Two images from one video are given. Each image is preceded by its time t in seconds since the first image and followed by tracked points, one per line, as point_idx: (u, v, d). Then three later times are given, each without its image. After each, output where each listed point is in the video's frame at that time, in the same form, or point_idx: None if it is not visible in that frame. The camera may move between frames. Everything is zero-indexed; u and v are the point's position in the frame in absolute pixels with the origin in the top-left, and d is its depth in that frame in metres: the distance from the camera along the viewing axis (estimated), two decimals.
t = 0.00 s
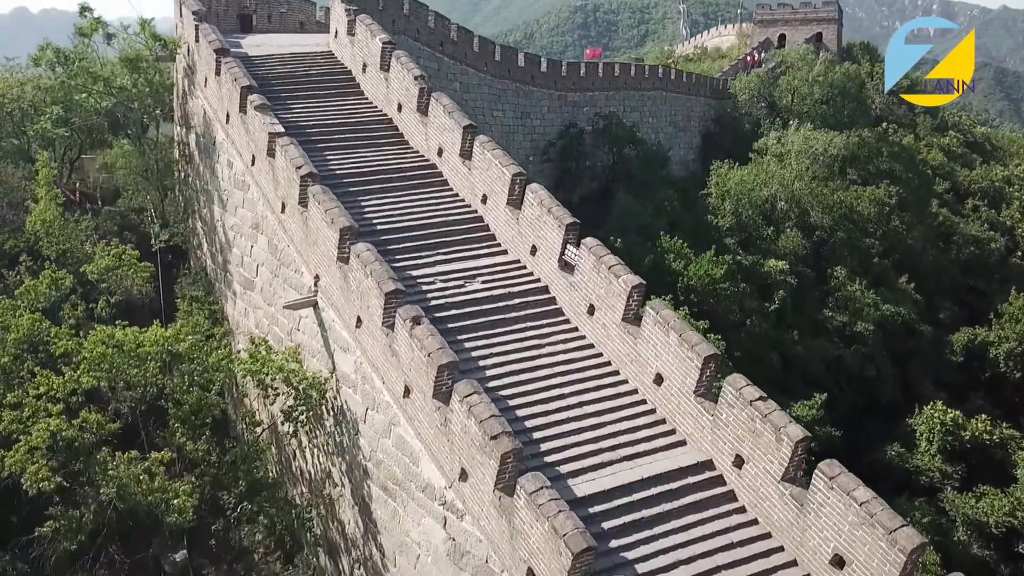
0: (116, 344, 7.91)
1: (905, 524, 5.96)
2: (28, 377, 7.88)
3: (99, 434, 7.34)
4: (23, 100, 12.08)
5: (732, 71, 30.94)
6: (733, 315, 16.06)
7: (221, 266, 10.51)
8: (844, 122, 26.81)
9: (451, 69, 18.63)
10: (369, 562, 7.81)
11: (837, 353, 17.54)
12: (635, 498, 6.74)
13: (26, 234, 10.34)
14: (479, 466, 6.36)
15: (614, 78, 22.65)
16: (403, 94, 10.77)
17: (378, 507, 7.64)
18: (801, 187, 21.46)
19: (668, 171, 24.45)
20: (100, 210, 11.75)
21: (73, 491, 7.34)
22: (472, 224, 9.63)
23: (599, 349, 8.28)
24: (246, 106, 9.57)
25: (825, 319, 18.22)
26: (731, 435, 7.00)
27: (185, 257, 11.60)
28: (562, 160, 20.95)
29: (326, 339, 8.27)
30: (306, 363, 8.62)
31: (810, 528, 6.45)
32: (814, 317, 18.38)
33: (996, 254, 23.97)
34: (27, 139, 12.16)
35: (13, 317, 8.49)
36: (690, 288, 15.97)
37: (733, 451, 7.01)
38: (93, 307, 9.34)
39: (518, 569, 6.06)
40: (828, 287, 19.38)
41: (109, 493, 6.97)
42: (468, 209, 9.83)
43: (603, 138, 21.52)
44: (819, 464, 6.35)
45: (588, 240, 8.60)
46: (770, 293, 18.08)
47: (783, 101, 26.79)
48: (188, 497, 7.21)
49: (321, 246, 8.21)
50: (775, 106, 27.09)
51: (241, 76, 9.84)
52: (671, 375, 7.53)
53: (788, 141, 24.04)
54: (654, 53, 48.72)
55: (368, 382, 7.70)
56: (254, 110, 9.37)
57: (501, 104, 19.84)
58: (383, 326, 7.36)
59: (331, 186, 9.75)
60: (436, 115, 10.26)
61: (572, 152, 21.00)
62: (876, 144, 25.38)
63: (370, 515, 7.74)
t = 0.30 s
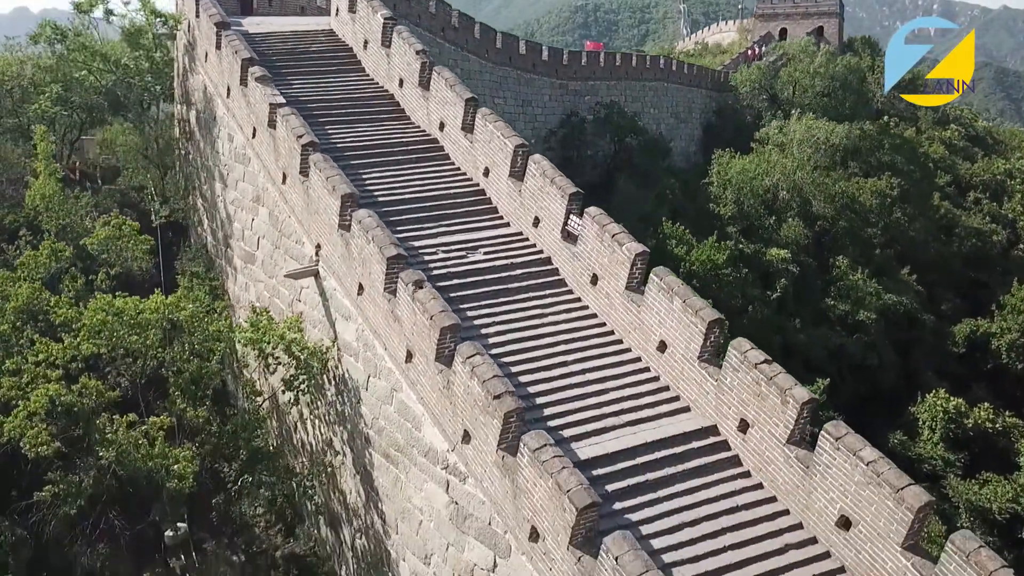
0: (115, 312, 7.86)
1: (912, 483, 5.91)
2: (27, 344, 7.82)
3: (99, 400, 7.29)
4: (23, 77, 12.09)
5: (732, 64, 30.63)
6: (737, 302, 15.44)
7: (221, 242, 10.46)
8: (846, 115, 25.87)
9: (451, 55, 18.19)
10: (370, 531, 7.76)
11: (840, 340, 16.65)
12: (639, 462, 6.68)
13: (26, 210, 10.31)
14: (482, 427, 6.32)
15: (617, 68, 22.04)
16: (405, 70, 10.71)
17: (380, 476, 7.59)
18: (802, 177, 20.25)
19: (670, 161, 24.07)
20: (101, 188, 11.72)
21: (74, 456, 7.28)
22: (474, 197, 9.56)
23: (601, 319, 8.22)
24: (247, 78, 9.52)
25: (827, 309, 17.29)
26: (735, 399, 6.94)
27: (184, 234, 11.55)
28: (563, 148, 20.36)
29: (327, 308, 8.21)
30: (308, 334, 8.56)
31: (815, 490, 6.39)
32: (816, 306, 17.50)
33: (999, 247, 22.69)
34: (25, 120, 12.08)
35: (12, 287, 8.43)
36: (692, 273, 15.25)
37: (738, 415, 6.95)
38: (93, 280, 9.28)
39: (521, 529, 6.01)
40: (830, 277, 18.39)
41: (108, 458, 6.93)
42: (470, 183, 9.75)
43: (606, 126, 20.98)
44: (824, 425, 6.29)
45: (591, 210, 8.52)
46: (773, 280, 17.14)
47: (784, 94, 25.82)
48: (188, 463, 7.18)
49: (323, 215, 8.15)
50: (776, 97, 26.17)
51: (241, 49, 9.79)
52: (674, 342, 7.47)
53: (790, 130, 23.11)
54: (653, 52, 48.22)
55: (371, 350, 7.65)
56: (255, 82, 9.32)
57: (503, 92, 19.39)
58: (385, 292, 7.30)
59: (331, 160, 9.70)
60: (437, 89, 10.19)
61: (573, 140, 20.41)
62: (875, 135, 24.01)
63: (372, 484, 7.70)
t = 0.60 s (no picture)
0: (116, 274, 7.79)
1: (919, 436, 5.85)
2: (25, 307, 7.73)
3: (99, 361, 7.22)
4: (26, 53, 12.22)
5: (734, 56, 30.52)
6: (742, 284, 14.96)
7: (222, 214, 10.41)
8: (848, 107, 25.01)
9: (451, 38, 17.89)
10: (372, 495, 7.71)
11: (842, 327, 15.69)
12: (644, 419, 6.62)
13: (26, 180, 10.26)
14: (486, 381, 6.27)
15: (619, 56, 21.71)
16: (406, 42, 10.64)
17: (382, 438, 7.55)
18: (806, 162, 18.88)
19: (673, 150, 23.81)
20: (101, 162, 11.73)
21: (73, 417, 7.25)
22: (476, 165, 9.48)
23: (604, 283, 8.15)
24: (248, 46, 9.46)
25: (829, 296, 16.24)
26: (740, 358, 6.89)
27: (184, 208, 11.50)
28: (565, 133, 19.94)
29: (329, 273, 8.16)
30: (309, 299, 8.51)
31: (822, 447, 6.33)
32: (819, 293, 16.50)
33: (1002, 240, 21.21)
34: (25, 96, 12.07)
35: (11, 251, 8.34)
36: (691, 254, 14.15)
37: (743, 373, 6.89)
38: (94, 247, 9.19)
39: (525, 482, 5.97)
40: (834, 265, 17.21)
41: (108, 416, 6.89)
42: (472, 152, 9.67)
43: (607, 113, 20.76)
44: (831, 379, 6.23)
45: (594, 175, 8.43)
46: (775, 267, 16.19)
47: (786, 85, 25.24)
48: (189, 424, 7.19)
49: (324, 178, 8.10)
50: (779, 88, 25.53)
51: (242, 17, 9.72)
52: (679, 303, 7.41)
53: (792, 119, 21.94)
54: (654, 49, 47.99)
55: (373, 312, 7.59)
56: (256, 49, 9.26)
57: (504, 77, 19.17)
58: (387, 253, 7.24)
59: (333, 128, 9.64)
60: (439, 59, 10.11)
61: (575, 126, 20.06)
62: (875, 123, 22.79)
63: (374, 447, 7.65)
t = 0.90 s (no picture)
0: (115, 241, 7.74)
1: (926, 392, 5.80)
2: (24, 273, 7.66)
3: (99, 326, 7.17)
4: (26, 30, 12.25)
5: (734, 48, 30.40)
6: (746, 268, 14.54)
7: (223, 188, 10.35)
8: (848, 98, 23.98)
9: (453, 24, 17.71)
10: (374, 462, 7.66)
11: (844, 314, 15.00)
12: (647, 381, 6.57)
13: (26, 154, 10.22)
14: (488, 341, 6.22)
15: (621, 45, 21.42)
16: (408, 17, 10.59)
17: (384, 404, 7.50)
18: (806, 152, 18.00)
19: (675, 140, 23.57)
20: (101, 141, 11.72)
21: (73, 381, 7.23)
22: (477, 137, 9.41)
23: (607, 251, 8.07)
24: (249, 17, 9.40)
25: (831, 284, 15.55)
26: (745, 320, 6.84)
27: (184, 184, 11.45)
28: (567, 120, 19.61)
29: (330, 241, 8.09)
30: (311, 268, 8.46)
31: (828, 407, 6.28)
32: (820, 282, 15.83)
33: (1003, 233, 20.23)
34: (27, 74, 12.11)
35: (11, 221, 8.28)
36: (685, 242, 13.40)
37: (748, 336, 6.84)
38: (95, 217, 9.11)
39: (528, 440, 5.93)
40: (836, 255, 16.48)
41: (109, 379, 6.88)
42: (474, 125, 9.61)
43: (609, 101, 20.57)
44: (836, 338, 6.19)
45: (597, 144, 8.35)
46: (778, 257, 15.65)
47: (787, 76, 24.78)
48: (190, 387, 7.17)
49: (325, 146, 8.05)
50: (780, 80, 25.07)
51: None
52: (683, 268, 7.36)
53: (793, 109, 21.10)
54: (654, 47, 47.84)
55: (374, 277, 7.53)
56: (256, 20, 9.20)
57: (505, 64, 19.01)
58: (389, 216, 7.18)
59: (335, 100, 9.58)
60: (441, 32, 10.03)
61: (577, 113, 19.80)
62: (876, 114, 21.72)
63: (376, 414, 7.60)
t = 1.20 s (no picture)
0: (115, 208, 7.73)
1: (933, 350, 5.76)
2: (22, 241, 7.63)
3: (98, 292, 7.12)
4: (29, 11, 12.24)
5: (735, 42, 30.32)
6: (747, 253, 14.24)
7: (223, 164, 10.28)
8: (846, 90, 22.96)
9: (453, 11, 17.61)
10: (375, 431, 7.63)
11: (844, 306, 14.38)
12: (650, 344, 6.50)
13: (25, 129, 10.18)
14: (490, 302, 6.17)
15: (621, 35, 21.24)
16: None
17: (386, 372, 7.45)
18: (808, 142, 17.77)
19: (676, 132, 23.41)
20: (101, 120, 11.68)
21: (74, 347, 7.23)
22: (479, 109, 9.34)
23: (609, 220, 8.00)
24: None
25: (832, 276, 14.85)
26: (749, 284, 6.78)
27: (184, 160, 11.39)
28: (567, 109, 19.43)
29: (331, 211, 8.04)
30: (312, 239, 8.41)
31: (833, 368, 6.23)
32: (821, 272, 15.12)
33: (1006, 226, 19.50)
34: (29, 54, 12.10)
35: (11, 190, 8.24)
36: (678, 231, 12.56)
37: (752, 300, 6.78)
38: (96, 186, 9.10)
39: (531, 400, 5.89)
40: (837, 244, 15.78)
41: (109, 344, 6.88)
42: (476, 98, 9.54)
43: (610, 90, 20.43)
44: (841, 299, 6.13)
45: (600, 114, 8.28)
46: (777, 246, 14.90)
47: (789, 70, 24.63)
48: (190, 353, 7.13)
49: (326, 114, 8.00)
50: (782, 72, 24.93)
51: None
52: (686, 234, 7.30)
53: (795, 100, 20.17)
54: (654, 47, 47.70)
55: (375, 245, 7.48)
56: None
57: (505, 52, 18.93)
58: (390, 182, 7.13)
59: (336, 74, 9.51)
60: (443, 7, 9.97)
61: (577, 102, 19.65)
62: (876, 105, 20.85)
63: (377, 383, 7.57)
